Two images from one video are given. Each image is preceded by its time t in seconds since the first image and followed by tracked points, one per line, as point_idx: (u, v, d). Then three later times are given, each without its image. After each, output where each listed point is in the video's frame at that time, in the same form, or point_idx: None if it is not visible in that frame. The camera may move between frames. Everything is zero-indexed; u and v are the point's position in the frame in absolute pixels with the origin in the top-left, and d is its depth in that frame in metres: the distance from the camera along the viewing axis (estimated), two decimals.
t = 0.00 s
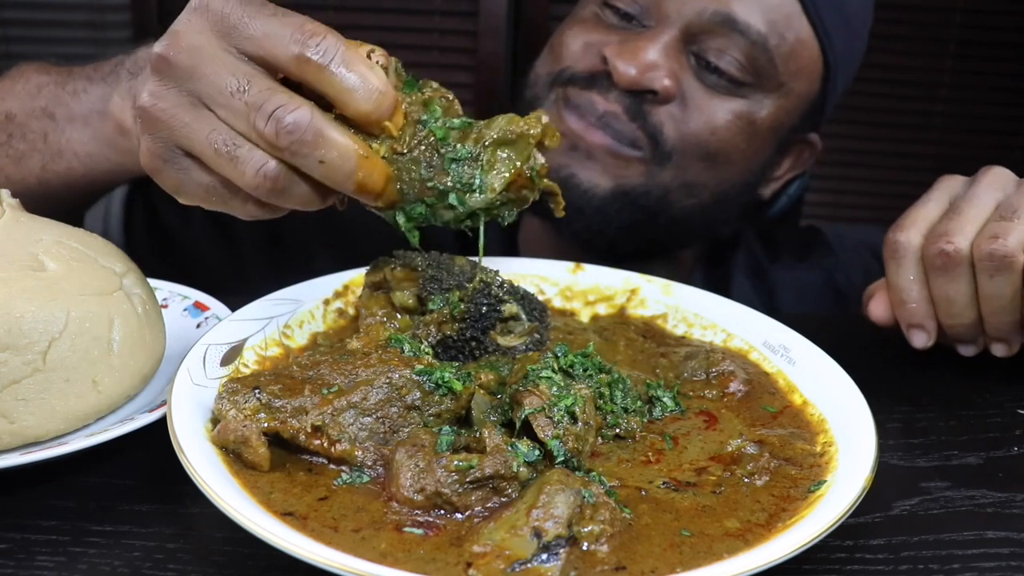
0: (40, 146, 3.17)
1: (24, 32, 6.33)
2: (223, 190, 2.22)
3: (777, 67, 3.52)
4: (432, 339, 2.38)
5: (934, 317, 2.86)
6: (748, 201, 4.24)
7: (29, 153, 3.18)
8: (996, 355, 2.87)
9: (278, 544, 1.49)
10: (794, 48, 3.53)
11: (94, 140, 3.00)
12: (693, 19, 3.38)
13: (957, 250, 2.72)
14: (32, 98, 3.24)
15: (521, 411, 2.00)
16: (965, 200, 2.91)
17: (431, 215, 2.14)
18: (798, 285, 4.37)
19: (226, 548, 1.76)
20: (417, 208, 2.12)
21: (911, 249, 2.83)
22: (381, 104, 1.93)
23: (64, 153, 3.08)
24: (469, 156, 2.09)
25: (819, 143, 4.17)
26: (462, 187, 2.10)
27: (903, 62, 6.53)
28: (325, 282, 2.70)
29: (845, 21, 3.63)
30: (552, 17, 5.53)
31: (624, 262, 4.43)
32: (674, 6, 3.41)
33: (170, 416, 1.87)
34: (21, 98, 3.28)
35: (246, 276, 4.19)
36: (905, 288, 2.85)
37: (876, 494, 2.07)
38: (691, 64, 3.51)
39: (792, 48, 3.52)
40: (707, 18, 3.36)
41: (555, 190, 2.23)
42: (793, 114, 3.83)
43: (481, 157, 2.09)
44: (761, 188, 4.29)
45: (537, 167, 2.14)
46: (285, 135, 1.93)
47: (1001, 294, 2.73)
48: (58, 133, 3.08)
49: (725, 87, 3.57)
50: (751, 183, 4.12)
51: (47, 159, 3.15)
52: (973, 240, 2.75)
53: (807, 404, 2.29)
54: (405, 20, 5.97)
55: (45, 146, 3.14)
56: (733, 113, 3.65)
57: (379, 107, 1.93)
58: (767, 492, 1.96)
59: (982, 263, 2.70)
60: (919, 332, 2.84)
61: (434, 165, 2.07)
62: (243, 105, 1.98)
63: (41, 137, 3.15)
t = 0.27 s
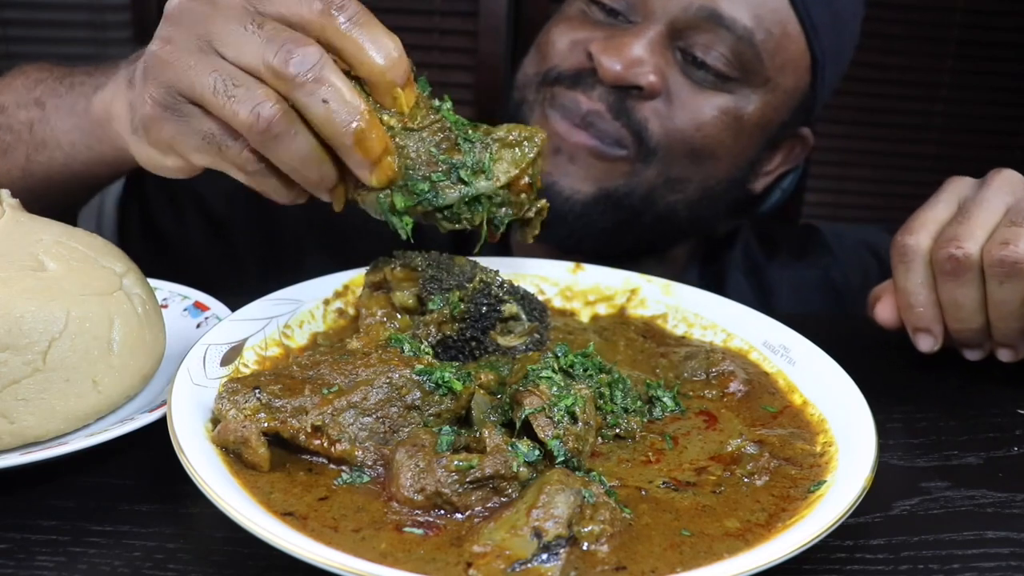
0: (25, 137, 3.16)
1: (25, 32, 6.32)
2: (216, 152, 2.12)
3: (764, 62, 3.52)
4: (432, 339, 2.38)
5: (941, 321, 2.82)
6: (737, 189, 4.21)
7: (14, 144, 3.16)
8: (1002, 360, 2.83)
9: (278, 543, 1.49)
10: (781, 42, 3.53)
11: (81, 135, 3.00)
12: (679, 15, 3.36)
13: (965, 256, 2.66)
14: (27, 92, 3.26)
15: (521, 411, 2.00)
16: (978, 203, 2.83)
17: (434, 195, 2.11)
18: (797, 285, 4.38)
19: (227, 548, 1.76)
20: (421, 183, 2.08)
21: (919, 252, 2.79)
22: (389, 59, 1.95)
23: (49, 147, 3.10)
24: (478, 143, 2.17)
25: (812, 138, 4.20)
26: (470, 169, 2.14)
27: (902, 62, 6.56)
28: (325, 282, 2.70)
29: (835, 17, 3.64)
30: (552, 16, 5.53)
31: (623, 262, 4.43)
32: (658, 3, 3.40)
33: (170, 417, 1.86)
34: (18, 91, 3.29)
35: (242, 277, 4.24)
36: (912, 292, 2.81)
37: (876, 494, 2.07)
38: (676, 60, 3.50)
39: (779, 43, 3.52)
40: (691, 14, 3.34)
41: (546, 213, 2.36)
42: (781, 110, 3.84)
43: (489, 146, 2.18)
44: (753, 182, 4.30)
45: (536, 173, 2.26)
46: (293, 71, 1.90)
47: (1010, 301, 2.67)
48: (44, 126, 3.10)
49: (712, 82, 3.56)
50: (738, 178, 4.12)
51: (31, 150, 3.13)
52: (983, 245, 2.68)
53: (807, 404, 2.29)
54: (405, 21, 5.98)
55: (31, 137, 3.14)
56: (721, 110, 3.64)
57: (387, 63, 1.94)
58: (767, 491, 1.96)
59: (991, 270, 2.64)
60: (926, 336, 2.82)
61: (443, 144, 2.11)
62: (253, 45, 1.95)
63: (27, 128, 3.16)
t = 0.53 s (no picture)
0: (20, 137, 3.22)
1: (25, 32, 6.31)
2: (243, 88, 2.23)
3: (767, 67, 3.51)
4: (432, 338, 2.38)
5: (946, 326, 2.79)
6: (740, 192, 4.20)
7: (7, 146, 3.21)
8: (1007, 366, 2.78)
9: (277, 543, 1.49)
10: (783, 48, 3.52)
11: (77, 128, 3.10)
12: (681, 20, 3.36)
13: (971, 261, 2.66)
14: (36, 100, 3.40)
15: (521, 411, 2.01)
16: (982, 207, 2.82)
17: (461, 142, 2.10)
18: (797, 285, 4.38)
19: (227, 548, 1.76)
20: (444, 126, 2.10)
21: (925, 256, 2.77)
22: (422, 41, 2.17)
23: (44, 143, 3.17)
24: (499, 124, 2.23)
25: (809, 141, 4.22)
26: (490, 131, 2.17)
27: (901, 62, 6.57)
28: (324, 282, 2.70)
29: (834, 20, 3.64)
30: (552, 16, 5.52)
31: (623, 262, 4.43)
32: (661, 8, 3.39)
33: (170, 417, 1.86)
34: (23, 98, 3.41)
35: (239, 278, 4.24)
36: (916, 297, 2.79)
37: (876, 495, 2.07)
38: (680, 66, 3.48)
39: (781, 48, 3.51)
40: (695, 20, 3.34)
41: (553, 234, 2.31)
42: (782, 115, 3.82)
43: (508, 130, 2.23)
44: (753, 186, 4.28)
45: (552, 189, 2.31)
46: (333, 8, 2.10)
47: (1015, 307, 2.66)
48: (43, 125, 3.21)
49: (714, 88, 3.54)
50: (740, 184, 4.11)
51: (25, 150, 3.19)
52: (989, 250, 2.68)
53: (807, 404, 2.29)
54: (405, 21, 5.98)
55: (28, 139, 3.21)
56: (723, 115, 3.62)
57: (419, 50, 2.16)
58: (766, 491, 1.96)
59: (997, 275, 2.63)
60: (930, 341, 2.78)
61: (467, 112, 2.19)
62: None
63: (26, 128, 3.25)
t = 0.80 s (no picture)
0: (19, 149, 3.27)
1: (25, 33, 6.31)
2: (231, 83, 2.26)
3: (775, 74, 3.52)
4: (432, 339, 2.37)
5: (949, 326, 2.79)
6: (745, 198, 4.20)
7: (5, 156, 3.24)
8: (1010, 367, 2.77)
9: (278, 544, 1.49)
10: (791, 55, 3.53)
11: (76, 141, 3.16)
12: (689, 24, 3.36)
13: (975, 262, 2.66)
14: (39, 115, 3.47)
15: (521, 411, 2.01)
16: (986, 208, 2.83)
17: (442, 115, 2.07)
18: (797, 285, 4.38)
19: (227, 548, 1.76)
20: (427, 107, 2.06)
21: (928, 257, 2.77)
22: (409, 41, 2.18)
23: (44, 155, 3.24)
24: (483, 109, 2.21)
25: (814, 146, 4.19)
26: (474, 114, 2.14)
27: (902, 62, 6.58)
28: (324, 282, 2.70)
29: (842, 24, 3.64)
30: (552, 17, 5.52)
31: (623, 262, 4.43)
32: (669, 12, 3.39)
33: (170, 416, 1.86)
34: (24, 112, 3.48)
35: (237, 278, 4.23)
36: (920, 298, 2.79)
37: (875, 494, 2.07)
38: (687, 71, 3.49)
39: (789, 54, 3.53)
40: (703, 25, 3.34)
41: (542, 232, 2.32)
42: (791, 120, 3.82)
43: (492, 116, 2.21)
44: (756, 191, 4.26)
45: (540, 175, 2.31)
46: None
47: (1020, 308, 2.66)
48: (44, 139, 3.28)
49: (721, 94, 3.54)
50: (745, 190, 4.11)
51: (23, 162, 3.24)
52: (992, 251, 2.69)
53: (807, 404, 2.29)
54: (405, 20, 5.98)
55: (27, 152, 3.27)
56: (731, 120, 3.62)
57: (411, 48, 2.18)
58: (766, 491, 1.96)
59: (1001, 276, 2.64)
60: (932, 342, 2.78)
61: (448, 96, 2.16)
62: None
63: (26, 141, 3.31)
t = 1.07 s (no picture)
0: (37, 163, 3.19)
1: (25, 32, 6.31)
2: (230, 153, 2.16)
3: (774, 76, 3.51)
4: (433, 339, 2.38)
5: (950, 330, 2.77)
6: (743, 200, 4.20)
7: (25, 169, 3.19)
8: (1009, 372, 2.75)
9: (279, 544, 1.49)
10: (790, 56, 3.52)
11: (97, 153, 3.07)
12: (689, 25, 3.34)
13: (978, 267, 2.63)
14: (43, 118, 3.29)
15: (521, 411, 2.01)
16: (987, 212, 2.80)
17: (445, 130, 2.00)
18: (797, 285, 4.38)
19: (227, 548, 1.76)
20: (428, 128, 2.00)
21: (931, 262, 2.73)
22: (375, 37, 1.96)
23: (64, 169, 3.16)
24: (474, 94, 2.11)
25: (812, 145, 4.20)
26: (471, 110, 2.06)
27: (902, 62, 6.59)
28: (324, 282, 2.70)
29: (842, 25, 3.63)
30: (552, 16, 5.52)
31: (623, 263, 4.43)
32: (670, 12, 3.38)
33: (170, 416, 1.86)
34: (32, 114, 3.32)
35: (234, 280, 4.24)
36: (921, 303, 2.76)
37: (875, 494, 2.07)
38: (686, 72, 3.49)
39: (789, 55, 3.52)
40: (702, 26, 3.33)
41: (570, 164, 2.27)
42: (790, 120, 3.82)
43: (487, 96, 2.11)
44: (755, 190, 4.26)
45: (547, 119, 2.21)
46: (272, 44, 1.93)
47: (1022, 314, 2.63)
48: (62, 152, 3.16)
49: (720, 94, 3.54)
50: (743, 190, 4.11)
51: (45, 177, 3.19)
52: (995, 256, 2.66)
53: (807, 404, 2.29)
54: (406, 20, 5.98)
55: (45, 165, 3.18)
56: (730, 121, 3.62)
57: (373, 44, 1.95)
58: (766, 491, 1.96)
59: (1004, 282, 2.61)
60: (933, 346, 2.76)
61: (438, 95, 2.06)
62: (234, 21, 2.01)
63: (42, 155, 3.19)
